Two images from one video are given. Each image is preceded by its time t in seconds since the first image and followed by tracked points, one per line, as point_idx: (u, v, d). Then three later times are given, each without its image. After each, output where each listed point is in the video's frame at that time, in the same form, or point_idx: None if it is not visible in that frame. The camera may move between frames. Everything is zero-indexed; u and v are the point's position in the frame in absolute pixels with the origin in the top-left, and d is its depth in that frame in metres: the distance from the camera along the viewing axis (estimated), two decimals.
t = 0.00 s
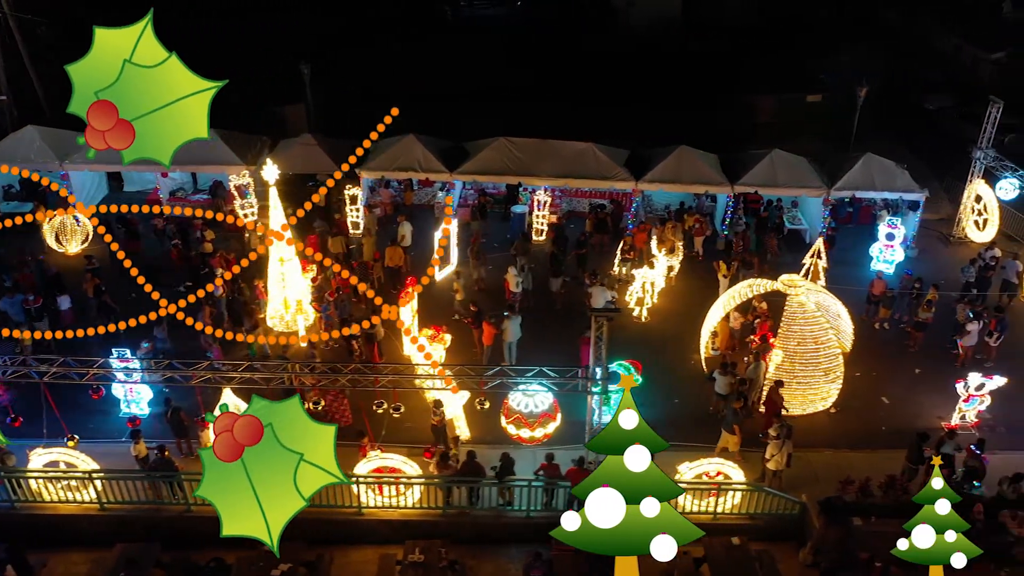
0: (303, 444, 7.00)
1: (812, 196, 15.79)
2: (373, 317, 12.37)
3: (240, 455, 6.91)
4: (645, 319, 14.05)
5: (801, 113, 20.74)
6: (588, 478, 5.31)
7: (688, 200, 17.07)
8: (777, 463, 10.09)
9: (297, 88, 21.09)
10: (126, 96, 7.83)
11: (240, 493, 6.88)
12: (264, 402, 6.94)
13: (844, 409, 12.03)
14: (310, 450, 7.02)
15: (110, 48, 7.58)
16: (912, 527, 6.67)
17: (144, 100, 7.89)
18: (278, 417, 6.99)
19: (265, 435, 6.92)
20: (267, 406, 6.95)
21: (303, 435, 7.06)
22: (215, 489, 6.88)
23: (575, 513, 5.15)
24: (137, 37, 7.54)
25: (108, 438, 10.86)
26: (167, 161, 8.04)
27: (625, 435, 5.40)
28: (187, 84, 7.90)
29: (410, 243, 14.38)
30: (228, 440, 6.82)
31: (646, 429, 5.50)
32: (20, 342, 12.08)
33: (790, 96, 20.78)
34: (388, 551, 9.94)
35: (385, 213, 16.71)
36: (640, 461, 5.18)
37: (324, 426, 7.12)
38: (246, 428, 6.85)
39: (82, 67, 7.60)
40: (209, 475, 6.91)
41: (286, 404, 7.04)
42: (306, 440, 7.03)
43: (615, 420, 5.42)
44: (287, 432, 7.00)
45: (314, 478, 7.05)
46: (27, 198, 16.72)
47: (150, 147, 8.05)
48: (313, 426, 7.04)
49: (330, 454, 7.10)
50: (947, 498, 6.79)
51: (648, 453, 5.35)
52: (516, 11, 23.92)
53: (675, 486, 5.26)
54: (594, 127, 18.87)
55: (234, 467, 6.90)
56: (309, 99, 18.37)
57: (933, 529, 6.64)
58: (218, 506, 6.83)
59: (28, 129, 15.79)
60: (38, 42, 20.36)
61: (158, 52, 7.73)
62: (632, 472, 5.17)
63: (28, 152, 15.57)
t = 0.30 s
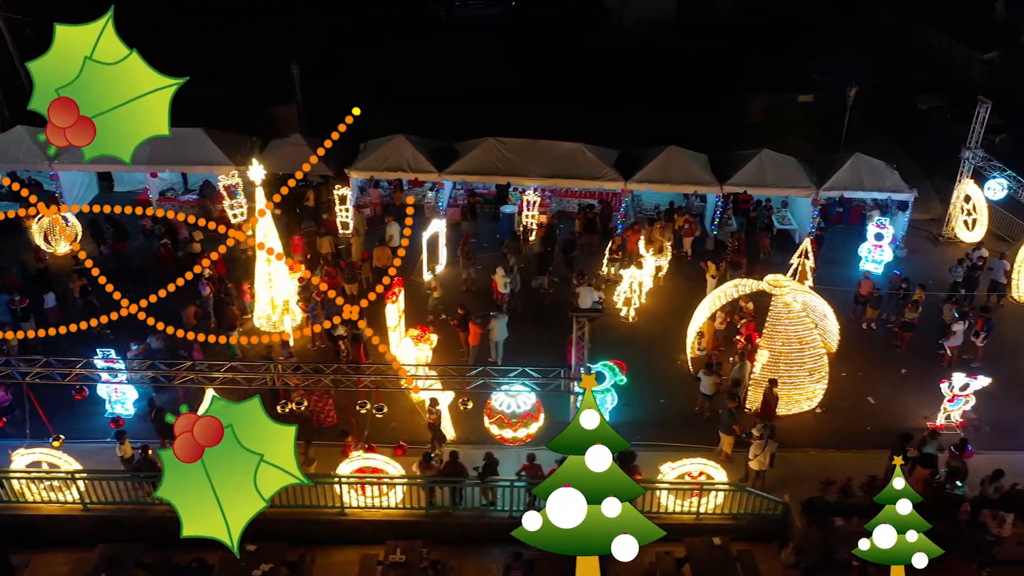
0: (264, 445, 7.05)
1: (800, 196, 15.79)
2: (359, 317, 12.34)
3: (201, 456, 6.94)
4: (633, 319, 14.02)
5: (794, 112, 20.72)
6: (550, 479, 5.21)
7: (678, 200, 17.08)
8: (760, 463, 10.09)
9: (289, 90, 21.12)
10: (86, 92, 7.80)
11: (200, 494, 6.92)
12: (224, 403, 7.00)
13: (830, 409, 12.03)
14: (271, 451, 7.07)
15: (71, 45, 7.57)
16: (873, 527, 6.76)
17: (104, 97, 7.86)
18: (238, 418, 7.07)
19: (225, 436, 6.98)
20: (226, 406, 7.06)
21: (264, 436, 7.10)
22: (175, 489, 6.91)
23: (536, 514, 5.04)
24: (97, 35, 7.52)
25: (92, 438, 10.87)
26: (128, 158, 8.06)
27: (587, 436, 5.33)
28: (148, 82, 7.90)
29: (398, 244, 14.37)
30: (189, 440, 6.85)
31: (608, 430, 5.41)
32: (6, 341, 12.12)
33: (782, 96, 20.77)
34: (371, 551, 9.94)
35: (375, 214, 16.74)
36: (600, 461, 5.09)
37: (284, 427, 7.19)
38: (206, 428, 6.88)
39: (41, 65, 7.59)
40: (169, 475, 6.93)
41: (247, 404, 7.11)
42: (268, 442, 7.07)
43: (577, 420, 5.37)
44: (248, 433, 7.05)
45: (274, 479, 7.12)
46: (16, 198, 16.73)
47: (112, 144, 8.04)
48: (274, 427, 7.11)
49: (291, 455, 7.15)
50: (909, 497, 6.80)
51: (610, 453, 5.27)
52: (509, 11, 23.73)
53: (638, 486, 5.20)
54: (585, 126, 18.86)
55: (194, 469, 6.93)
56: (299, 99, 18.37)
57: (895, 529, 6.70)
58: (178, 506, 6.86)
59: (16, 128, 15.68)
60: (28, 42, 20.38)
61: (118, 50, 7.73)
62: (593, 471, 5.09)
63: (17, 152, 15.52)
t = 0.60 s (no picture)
0: (225, 442, 7.10)
1: (790, 196, 15.80)
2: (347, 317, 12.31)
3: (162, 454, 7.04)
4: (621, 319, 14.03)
5: (785, 112, 20.73)
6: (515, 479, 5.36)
7: (668, 200, 17.09)
8: (745, 463, 10.09)
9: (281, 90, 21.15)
10: (52, 92, 7.72)
11: (162, 491, 7.00)
12: (185, 401, 7.09)
13: (817, 409, 12.01)
14: (232, 448, 7.10)
15: (38, 47, 7.59)
16: (838, 528, 7.19)
17: (70, 98, 7.78)
18: (199, 415, 7.14)
19: (186, 432, 7.06)
20: (188, 403, 7.11)
21: (226, 435, 7.17)
22: (136, 486, 6.99)
23: (501, 513, 5.21)
24: (65, 34, 7.54)
25: (79, 438, 10.89)
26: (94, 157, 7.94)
27: (552, 435, 5.46)
28: (115, 82, 7.86)
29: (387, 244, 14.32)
30: (150, 438, 6.95)
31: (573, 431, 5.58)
32: None
33: (774, 96, 20.76)
34: (356, 551, 9.94)
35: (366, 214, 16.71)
36: (565, 462, 5.26)
37: (246, 425, 7.22)
38: (167, 426, 6.97)
39: (6, 66, 7.57)
40: (131, 473, 7.03)
41: (208, 402, 7.17)
42: (229, 439, 7.12)
43: (541, 420, 5.49)
44: (208, 430, 7.12)
45: (236, 477, 7.15)
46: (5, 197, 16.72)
47: (78, 145, 7.92)
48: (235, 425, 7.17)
49: (252, 452, 7.17)
50: (873, 498, 7.27)
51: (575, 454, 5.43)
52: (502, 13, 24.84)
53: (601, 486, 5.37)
54: (576, 126, 18.85)
55: (156, 466, 7.02)
56: (290, 99, 18.38)
57: (860, 529, 7.14)
58: (138, 504, 6.93)
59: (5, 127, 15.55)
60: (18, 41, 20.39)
61: (85, 51, 7.71)
62: (558, 472, 5.25)
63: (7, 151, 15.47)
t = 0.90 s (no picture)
0: (187, 443, 7.10)
1: (781, 196, 15.78)
2: (335, 316, 12.29)
3: (125, 454, 6.97)
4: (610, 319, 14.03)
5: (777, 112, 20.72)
6: (472, 479, 5.38)
7: (659, 200, 17.09)
8: (730, 463, 10.09)
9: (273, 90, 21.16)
10: (8, 89, 7.13)
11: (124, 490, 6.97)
12: (148, 401, 7.00)
13: (804, 409, 12.02)
14: (193, 447, 7.11)
15: None
16: (796, 527, 7.14)
17: (25, 93, 7.19)
18: (161, 416, 7.07)
19: (150, 433, 6.99)
20: (149, 404, 7.01)
21: (187, 435, 7.17)
22: (99, 486, 6.95)
23: (459, 514, 5.22)
24: (23, 31, 6.88)
25: (65, 438, 10.88)
26: (54, 156, 7.24)
27: (509, 436, 5.47)
28: (73, 78, 7.30)
29: (375, 244, 14.29)
30: (114, 438, 6.87)
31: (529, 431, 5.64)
32: None
33: (767, 95, 20.75)
34: (341, 551, 9.95)
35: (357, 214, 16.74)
36: (522, 461, 5.31)
37: (207, 424, 7.23)
38: (130, 428, 6.89)
39: None
40: (93, 473, 6.96)
41: (170, 403, 7.09)
42: (190, 440, 7.13)
43: (500, 420, 5.49)
44: (170, 430, 7.08)
45: (198, 477, 7.14)
46: None
47: (36, 143, 7.34)
48: (197, 426, 7.17)
49: (213, 452, 7.20)
50: (831, 498, 7.24)
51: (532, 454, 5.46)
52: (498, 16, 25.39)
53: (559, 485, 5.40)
54: (568, 126, 18.86)
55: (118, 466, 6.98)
56: (282, 99, 18.37)
57: (819, 530, 7.11)
58: (102, 505, 6.92)
59: None
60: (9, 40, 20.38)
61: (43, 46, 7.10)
62: (515, 472, 5.30)
63: None
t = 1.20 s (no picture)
0: (153, 440, 6.77)
1: (772, 196, 15.76)
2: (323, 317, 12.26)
3: (89, 452, 6.57)
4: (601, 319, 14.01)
5: (770, 111, 20.70)
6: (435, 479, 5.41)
7: (650, 200, 17.10)
8: (715, 463, 10.08)
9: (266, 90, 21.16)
10: None
11: (87, 489, 6.58)
12: (113, 398, 6.63)
13: (792, 409, 12.01)
14: (158, 446, 6.79)
15: None
16: (758, 527, 7.08)
17: None
18: (127, 414, 6.72)
19: (115, 432, 6.60)
20: (115, 402, 6.65)
21: (153, 433, 6.83)
22: (62, 486, 6.55)
23: (422, 514, 5.26)
24: None
25: (52, 438, 10.87)
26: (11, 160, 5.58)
27: (472, 436, 5.52)
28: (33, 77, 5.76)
29: (365, 245, 14.30)
30: (78, 437, 6.47)
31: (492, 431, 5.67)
32: None
33: (760, 95, 20.74)
34: (326, 551, 9.94)
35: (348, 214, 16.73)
36: (485, 461, 5.35)
37: (172, 422, 6.90)
38: (95, 425, 6.48)
39: None
40: (56, 472, 6.56)
41: (136, 400, 6.76)
42: (155, 436, 6.81)
43: (462, 420, 5.55)
44: (136, 429, 6.72)
45: (163, 475, 6.82)
46: None
47: None
48: (163, 424, 6.85)
49: (179, 450, 6.89)
50: (794, 498, 7.22)
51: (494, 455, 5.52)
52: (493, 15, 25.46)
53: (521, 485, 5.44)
54: (560, 127, 18.87)
55: (81, 465, 6.55)
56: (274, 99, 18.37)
57: (780, 530, 7.05)
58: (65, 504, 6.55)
59: None
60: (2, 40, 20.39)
61: None
62: (478, 471, 5.34)
63: None
